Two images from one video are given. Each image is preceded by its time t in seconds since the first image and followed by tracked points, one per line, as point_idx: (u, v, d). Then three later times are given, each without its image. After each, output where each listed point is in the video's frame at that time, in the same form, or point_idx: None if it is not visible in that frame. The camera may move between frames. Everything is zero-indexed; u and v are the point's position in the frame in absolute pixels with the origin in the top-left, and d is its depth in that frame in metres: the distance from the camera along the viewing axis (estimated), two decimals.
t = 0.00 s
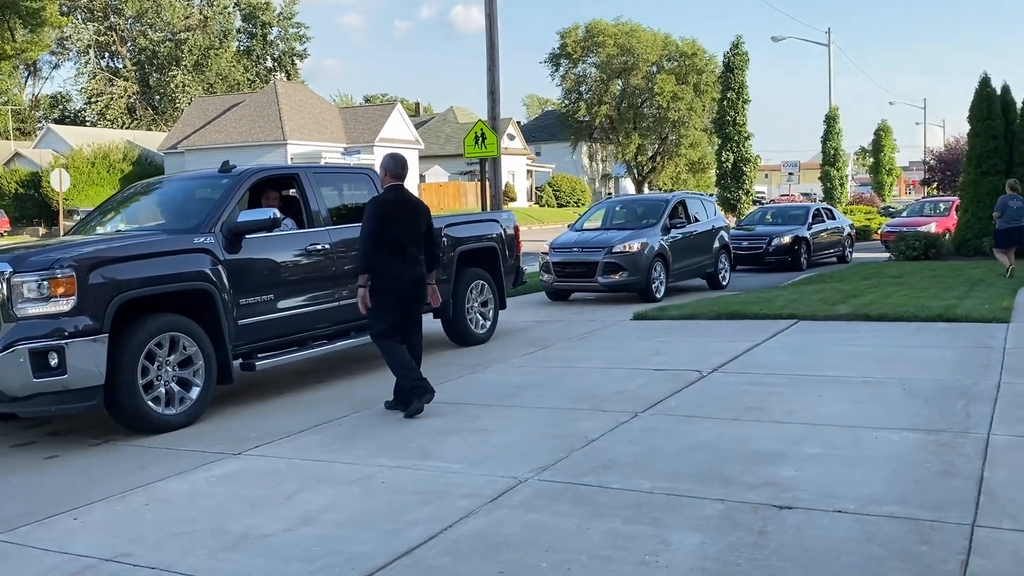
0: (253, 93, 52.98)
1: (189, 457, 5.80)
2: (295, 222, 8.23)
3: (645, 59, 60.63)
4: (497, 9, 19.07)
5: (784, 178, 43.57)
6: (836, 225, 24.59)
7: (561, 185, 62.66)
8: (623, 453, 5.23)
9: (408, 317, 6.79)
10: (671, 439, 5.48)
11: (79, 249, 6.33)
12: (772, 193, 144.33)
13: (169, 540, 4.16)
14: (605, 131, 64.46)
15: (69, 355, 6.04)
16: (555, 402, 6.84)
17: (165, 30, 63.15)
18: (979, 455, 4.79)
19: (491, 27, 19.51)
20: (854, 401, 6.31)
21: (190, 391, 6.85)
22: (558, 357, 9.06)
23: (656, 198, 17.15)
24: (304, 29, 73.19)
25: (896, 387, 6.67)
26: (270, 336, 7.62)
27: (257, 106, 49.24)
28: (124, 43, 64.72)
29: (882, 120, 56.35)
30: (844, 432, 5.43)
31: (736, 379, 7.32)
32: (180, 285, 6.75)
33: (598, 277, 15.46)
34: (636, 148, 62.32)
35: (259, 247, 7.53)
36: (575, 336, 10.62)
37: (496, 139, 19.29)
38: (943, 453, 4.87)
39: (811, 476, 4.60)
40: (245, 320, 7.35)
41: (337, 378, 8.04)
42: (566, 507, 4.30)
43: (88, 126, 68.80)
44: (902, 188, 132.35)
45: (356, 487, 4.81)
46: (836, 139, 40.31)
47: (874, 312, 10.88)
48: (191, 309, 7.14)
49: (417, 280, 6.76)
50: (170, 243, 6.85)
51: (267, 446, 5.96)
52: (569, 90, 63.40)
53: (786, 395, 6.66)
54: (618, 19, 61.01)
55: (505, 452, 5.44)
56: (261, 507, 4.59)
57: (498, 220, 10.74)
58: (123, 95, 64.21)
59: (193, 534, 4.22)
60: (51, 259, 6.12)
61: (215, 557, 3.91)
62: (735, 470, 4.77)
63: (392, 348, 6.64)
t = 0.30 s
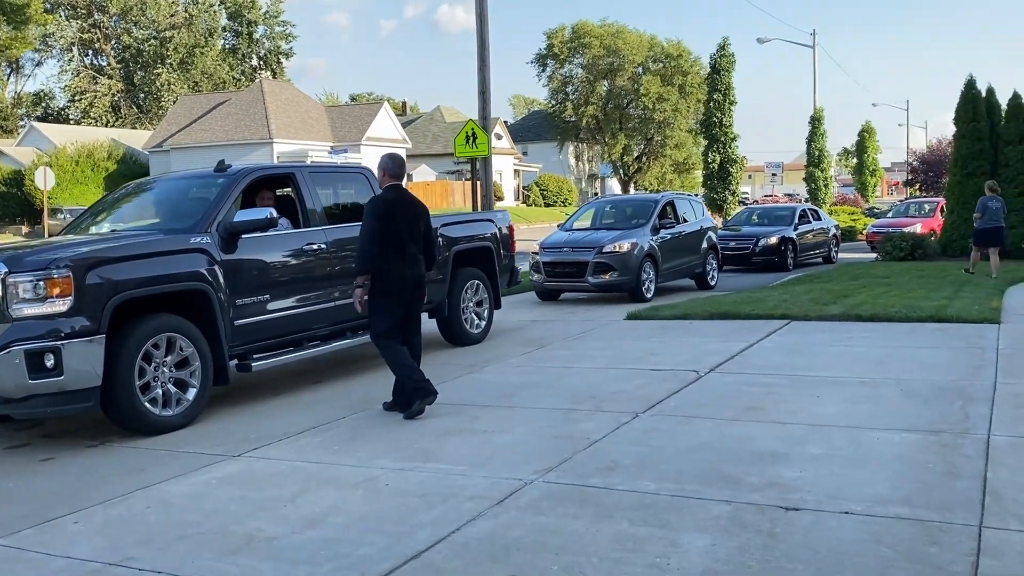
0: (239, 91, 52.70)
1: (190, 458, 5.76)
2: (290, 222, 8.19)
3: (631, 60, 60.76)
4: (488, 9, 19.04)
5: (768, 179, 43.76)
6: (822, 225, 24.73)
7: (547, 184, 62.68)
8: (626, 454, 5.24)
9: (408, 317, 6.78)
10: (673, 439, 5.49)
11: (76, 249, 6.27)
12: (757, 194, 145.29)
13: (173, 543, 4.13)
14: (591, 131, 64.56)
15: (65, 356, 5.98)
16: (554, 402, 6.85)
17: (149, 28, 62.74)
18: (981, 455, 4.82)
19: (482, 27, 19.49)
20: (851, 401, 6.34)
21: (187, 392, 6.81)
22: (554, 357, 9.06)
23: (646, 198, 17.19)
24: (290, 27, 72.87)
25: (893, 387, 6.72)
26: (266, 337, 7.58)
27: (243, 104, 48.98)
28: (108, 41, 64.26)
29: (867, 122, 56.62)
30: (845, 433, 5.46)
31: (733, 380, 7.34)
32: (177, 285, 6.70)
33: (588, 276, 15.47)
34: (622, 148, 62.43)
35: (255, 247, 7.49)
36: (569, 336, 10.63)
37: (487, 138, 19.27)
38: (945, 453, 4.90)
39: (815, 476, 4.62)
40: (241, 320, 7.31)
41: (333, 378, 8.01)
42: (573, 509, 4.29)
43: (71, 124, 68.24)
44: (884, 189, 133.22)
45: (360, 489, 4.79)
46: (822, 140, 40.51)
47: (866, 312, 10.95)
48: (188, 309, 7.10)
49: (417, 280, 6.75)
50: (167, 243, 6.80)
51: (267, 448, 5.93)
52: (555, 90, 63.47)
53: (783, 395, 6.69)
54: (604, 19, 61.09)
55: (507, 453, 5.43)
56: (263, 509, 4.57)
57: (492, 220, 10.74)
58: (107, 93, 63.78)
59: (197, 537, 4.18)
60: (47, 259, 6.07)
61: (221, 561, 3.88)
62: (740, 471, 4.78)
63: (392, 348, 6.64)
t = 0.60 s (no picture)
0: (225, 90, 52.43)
1: (186, 460, 5.71)
2: (285, 221, 8.14)
3: (619, 61, 60.85)
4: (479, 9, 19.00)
5: (755, 180, 43.86)
6: (811, 227, 24.80)
7: (536, 185, 62.67)
8: (627, 455, 5.22)
9: (406, 317, 6.75)
10: (673, 441, 5.49)
11: (70, 248, 6.21)
12: (743, 194, 145.71)
13: (173, 546, 4.09)
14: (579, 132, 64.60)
15: (60, 357, 5.92)
16: (551, 404, 6.83)
17: (135, 25, 62.33)
18: (981, 457, 4.83)
19: (473, 27, 19.45)
20: (849, 403, 6.35)
21: (181, 393, 6.75)
22: (549, 358, 9.04)
23: (636, 199, 17.19)
24: (276, 26, 72.56)
25: (890, 389, 6.73)
26: (261, 337, 7.52)
27: (230, 103, 48.73)
28: (93, 38, 63.89)
29: (854, 123, 56.82)
30: (845, 435, 5.46)
31: (730, 381, 7.33)
32: (171, 285, 6.64)
33: (579, 277, 15.45)
34: (610, 149, 62.50)
35: (250, 247, 7.43)
36: (563, 337, 10.61)
37: (477, 138, 19.23)
38: (945, 455, 4.91)
39: (818, 478, 4.62)
40: (236, 321, 7.26)
41: (327, 379, 7.97)
42: (576, 511, 4.27)
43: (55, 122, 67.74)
44: (868, 193, 133.93)
45: (360, 491, 4.75)
46: (809, 142, 40.70)
47: (858, 314, 10.98)
48: (182, 310, 7.04)
49: (415, 280, 6.71)
50: (161, 242, 6.74)
51: (263, 449, 5.88)
52: (543, 91, 63.48)
53: (780, 396, 6.69)
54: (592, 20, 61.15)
55: (507, 454, 5.41)
56: (263, 511, 4.53)
57: (486, 221, 10.71)
58: (92, 91, 63.36)
59: (198, 540, 4.14)
60: (42, 259, 6.00)
61: (223, 564, 3.84)
62: (742, 473, 4.77)
63: (390, 348, 6.60)
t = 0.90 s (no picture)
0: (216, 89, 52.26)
1: (190, 460, 5.69)
2: (286, 221, 8.12)
3: (610, 64, 60.99)
4: (474, 12, 18.97)
5: (744, 183, 43.95)
6: (802, 231, 24.91)
7: (526, 187, 62.72)
8: (631, 457, 5.24)
9: (408, 318, 6.74)
10: (678, 443, 5.50)
11: (73, 247, 6.19)
12: (732, 199, 146.18)
13: (181, 544, 4.08)
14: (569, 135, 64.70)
15: (61, 356, 5.89)
16: (552, 405, 6.85)
17: (125, 24, 62.05)
18: (983, 460, 4.87)
19: (468, 29, 19.41)
20: (850, 406, 6.38)
21: (182, 393, 6.74)
22: (548, 359, 9.06)
23: (629, 202, 17.21)
24: (267, 26, 72.36)
25: (888, 392, 6.77)
26: (261, 337, 7.51)
27: (221, 102, 48.55)
28: (82, 37, 63.61)
29: (843, 128, 57.07)
30: (847, 438, 5.49)
31: (730, 384, 7.36)
32: (173, 283, 6.63)
33: (572, 280, 15.47)
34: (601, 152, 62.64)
35: (251, 247, 7.41)
36: (560, 339, 10.62)
37: (472, 140, 19.21)
38: (948, 458, 4.94)
39: (823, 480, 4.65)
40: (237, 320, 7.26)
41: (327, 380, 7.96)
42: (584, 513, 4.28)
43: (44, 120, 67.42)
44: (857, 198, 134.52)
45: (366, 492, 4.76)
46: (800, 146, 40.86)
47: (853, 317, 11.04)
48: (183, 310, 7.03)
49: (417, 281, 6.71)
50: (163, 241, 6.72)
51: (267, 449, 5.87)
52: (534, 93, 63.53)
53: (781, 400, 6.71)
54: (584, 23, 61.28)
55: (511, 456, 5.42)
56: (271, 510, 4.52)
57: (484, 223, 10.71)
58: (81, 89, 63.11)
59: (205, 539, 4.13)
60: (44, 258, 5.98)
61: (233, 563, 3.84)
62: (747, 475, 4.80)
63: (392, 348, 6.60)
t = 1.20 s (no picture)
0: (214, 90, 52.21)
1: (197, 458, 5.70)
2: (292, 221, 8.15)
3: (608, 67, 61.10)
4: (476, 14, 18.99)
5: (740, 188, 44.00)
6: (799, 235, 24.98)
7: (523, 190, 62.76)
8: (638, 458, 5.26)
9: (414, 318, 6.76)
10: (683, 444, 5.52)
11: (81, 245, 6.20)
12: (727, 203, 146.26)
13: (193, 542, 4.10)
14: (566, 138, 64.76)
15: (69, 353, 5.90)
16: (557, 406, 6.86)
17: (123, 24, 62.03)
18: (989, 462, 4.90)
19: (469, 31, 19.43)
20: (853, 409, 6.42)
21: (188, 391, 6.75)
22: (551, 361, 9.07)
23: (628, 205, 17.24)
24: (265, 26, 72.34)
25: (892, 396, 6.80)
26: (266, 337, 7.52)
27: (219, 102, 48.50)
28: (80, 36, 63.54)
29: (840, 134, 57.17)
30: (853, 440, 5.52)
31: (733, 386, 7.39)
32: (180, 282, 6.63)
33: (571, 283, 15.48)
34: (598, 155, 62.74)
35: (257, 245, 7.43)
36: (562, 341, 10.64)
37: (472, 142, 19.23)
38: (954, 460, 4.97)
39: (830, 481, 4.67)
40: (244, 319, 7.27)
41: (331, 380, 7.97)
42: (594, 512, 4.30)
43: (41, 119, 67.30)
44: (853, 203, 134.54)
45: (376, 490, 4.77)
46: (797, 150, 40.93)
47: (854, 321, 11.09)
48: (189, 308, 7.03)
49: (424, 281, 6.74)
50: (171, 240, 6.73)
51: (274, 448, 5.89)
52: (532, 96, 63.57)
53: (786, 402, 6.74)
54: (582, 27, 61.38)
55: (518, 456, 5.43)
56: (281, 509, 4.53)
57: (487, 224, 10.74)
58: (78, 89, 63.04)
59: (217, 537, 4.15)
60: (52, 254, 5.99)
61: (246, 560, 3.86)
62: (755, 476, 4.83)
63: (398, 348, 6.61)
